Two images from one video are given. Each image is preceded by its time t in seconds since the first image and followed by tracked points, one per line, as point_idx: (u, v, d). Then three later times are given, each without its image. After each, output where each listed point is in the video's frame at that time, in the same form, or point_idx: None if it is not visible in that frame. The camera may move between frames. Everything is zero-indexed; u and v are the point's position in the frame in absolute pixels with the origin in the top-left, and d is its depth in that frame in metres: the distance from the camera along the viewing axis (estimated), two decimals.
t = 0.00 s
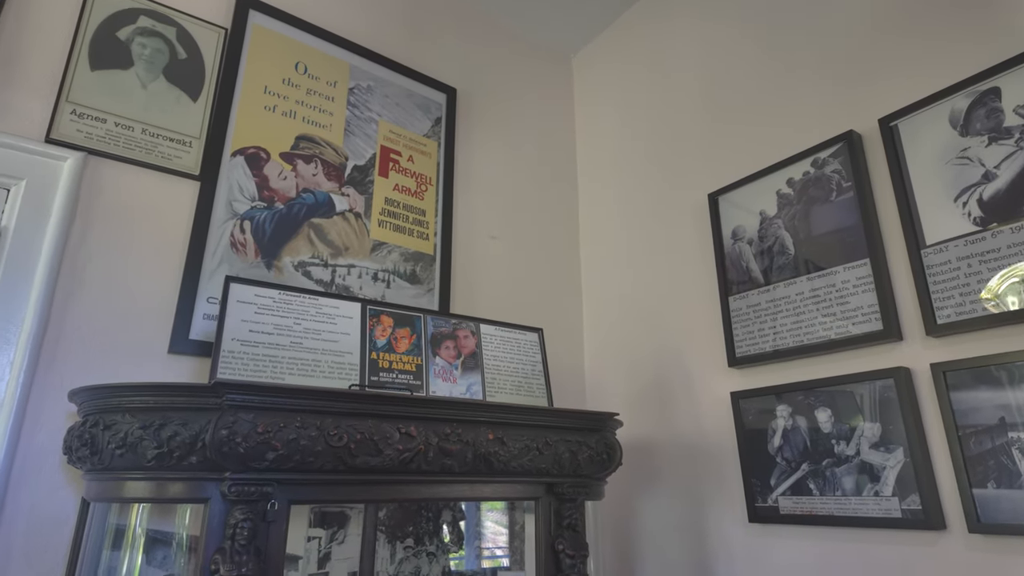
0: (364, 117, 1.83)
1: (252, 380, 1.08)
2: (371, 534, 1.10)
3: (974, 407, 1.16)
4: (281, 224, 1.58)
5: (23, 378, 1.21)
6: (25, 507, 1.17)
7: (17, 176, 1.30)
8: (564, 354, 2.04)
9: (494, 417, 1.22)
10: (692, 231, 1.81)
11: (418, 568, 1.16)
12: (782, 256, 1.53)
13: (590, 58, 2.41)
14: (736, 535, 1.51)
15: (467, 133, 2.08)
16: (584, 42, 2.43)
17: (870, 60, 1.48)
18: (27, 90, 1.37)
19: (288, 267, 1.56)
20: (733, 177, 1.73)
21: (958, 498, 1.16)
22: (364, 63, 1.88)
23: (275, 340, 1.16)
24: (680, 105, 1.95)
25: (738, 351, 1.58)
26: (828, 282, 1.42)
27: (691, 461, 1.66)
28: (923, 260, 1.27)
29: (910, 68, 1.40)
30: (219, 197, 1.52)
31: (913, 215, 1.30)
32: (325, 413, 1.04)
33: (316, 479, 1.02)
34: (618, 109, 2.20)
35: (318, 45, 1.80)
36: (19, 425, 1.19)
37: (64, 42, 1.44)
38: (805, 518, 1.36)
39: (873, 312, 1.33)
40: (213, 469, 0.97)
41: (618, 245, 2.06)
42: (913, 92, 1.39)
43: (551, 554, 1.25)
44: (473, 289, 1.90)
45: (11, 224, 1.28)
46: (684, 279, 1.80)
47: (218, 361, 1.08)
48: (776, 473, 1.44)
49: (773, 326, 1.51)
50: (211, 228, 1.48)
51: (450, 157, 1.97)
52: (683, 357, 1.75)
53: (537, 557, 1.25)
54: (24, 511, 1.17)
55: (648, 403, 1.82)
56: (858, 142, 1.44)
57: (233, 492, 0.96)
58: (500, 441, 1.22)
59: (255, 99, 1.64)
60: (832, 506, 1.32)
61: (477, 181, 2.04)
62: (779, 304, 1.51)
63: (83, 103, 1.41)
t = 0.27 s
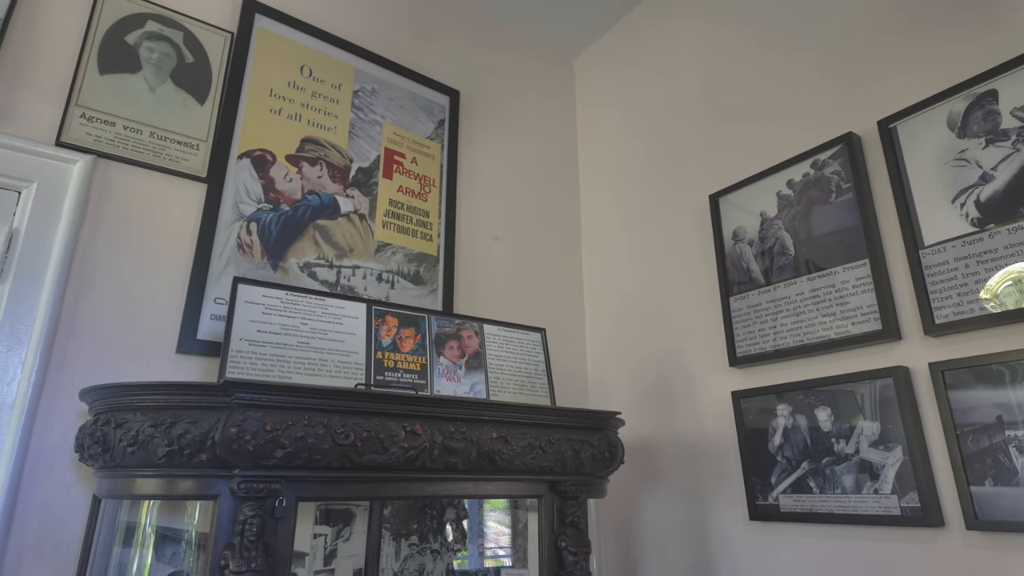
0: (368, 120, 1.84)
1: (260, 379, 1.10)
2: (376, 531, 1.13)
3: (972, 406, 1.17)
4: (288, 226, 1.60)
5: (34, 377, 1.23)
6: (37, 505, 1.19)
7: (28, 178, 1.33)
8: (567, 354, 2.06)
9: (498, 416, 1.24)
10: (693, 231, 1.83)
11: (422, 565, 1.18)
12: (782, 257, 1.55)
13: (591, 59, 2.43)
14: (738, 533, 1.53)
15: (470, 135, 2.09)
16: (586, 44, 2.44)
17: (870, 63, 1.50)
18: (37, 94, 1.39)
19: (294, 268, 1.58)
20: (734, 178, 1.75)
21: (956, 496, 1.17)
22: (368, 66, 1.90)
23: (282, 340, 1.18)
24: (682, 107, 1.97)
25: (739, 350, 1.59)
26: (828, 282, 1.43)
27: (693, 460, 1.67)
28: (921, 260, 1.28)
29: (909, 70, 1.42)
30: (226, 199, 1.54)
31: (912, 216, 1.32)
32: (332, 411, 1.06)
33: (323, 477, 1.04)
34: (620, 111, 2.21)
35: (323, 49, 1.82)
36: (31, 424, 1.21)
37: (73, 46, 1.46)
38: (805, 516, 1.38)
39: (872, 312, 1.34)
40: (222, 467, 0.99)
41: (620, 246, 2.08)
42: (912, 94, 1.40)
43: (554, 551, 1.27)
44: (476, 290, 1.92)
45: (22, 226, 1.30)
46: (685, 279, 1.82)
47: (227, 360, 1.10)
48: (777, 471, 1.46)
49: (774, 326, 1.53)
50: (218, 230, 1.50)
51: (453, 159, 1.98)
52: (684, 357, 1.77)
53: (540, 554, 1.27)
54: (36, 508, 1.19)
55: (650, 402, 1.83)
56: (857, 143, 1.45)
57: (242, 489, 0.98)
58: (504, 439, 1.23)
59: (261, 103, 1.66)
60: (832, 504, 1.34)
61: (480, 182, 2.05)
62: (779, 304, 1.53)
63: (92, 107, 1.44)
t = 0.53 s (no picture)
0: (375, 119, 1.85)
1: (271, 376, 1.11)
2: (385, 528, 1.14)
3: (981, 402, 1.17)
4: (296, 224, 1.61)
5: (46, 374, 1.24)
6: (49, 501, 1.20)
7: (39, 177, 1.34)
8: (573, 352, 2.06)
9: (506, 412, 1.24)
10: (700, 229, 1.83)
11: (430, 562, 1.19)
12: (789, 254, 1.55)
13: (596, 58, 2.43)
14: (745, 529, 1.53)
15: (476, 133, 2.10)
16: (591, 43, 2.45)
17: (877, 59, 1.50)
18: (48, 93, 1.40)
19: (302, 266, 1.59)
20: (740, 176, 1.75)
21: (965, 492, 1.17)
22: (374, 66, 1.90)
23: (292, 337, 1.18)
24: (688, 105, 1.97)
25: (746, 347, 1.59)
26: (835, 279, 1.44)
27: (700, 457, 1.67)
28: (929, 256, 1.28)
29: (916, 66, 1.42)
30: (234, 198, 1.55)
31: (920, 212, 1.32)
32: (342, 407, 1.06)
33: (333, 472, 1.04)
34: (626, 109, 2.21)
35: (330, 48, 1.82)
36: (43, 421, 1.22)
37: (82, 46, 1.47)
38: (814, 512, 1.38)
39: (880, 309, 1.34)
40: (234, 462, 0.99)
41: (626, 244, 2.08)
42: (919, 91, 1.40)
43: (562, 548, 1.27)
44: (482, 288, 1.92)
45: (33, 225, 1.31)
46: (692, 277, 1.82)
47: (237, 357, 1.11)
48: (785, 468, 1.46)
49: (781, 323, 1.53)
50: (227, 228, 1.51)
51: (459, 157, 1.99)
52: (691, 355, 1.77)
53: (548, 550, 1.27)
54: (48, 504, 1.20)
55: (657, 399, 1.84)
56: (864, 140, 1.45)
57: (253, 484, 0.98)
58: (512, 435, 1.24)
59: (269, 102, 1.67)
60: (841, 501, 1.34)
61: (486, 181, 2.06)
62: (787, 301, 1.53)
63: (102, 106, 1.45)
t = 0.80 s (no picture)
0: (386, 118, 1.86)
1: (288, 373, 1.12)
2: (400, 525, 1.14)
3: (999, 398, 1.16)
4: (309, 223, 1.62)
5: (66, 373, 1.25)
6: (70, 498, 1.22)
7: (58, 179, 1.35)
8: (585, 350, 2.06)
9: (520, 409, 1.25)
10: (712, 227, 1.82)
11: (445, 559, 1.19)
12: (803, 250, 1.54)
13: (606, 56, 2.43)
14: (760, 527, 1.52)
15: (486, 132, 2.10)
16: (601, 41, 2.44)
17: (890, 54, 1.49)
18: (66, 95, 1.42)
19: (316, 265, 1.60)
20: (752, 173, 1.74)
21: (983, 489, 1.16)
22: (385, 66, 1.91)
23: (308, 335, 1.19)
24: (698, 102, 1.96)
25: (760, 345, 1.59)
26: (849, 276, 1.43)
27: (714, 455, 1.67)
28: (946, 252, 1.28)
29: (931, 61, 1.41)
30: (249, 198, 1.56)
31: (936, 208, 1.31)
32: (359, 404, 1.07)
33: (350, 468, 1.05)
34: (636, 107, 2.21)
35: (341, 48, 1.83)
36: (64, 418, 1.24)
37: (99, 48, 1.48)
38: (829, 510, 1.37)
39: (895, 305, 1.33)
40: (253, 459, 1.00)
41: (637, 242, 2.08)
42: (934, 86, 1.39)
43: (577, 545, 1.27)
44: (494, 286, 1.93)
45: (53, 225, 1.33)
46: (704, 274, 1.81)
47: (255, 355, 1.12)
48: (799, 466, 1.45)
49: (795, 320, 1.52)
50: (242, 228, 1.53)
51: (470, 156, 1.99)
52: (704, 352, 1.76)
53: (562, 547, 1.27)
54: (69, 501, 1.22)
55: (670, 397, 1.83)
56: (878, 135, 1.45)
57: (272, 480, 0.99)
58: (526, 433, 1.24)
59: (282, 102, 1.68)
60: (857, 498, 1.33)
61: (497, 180, 2.06)
62: (801, 298, 1.52)
63: (119, 108, 1.46)
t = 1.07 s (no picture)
0: (400, 119, 1.87)
1: (306, 373, 1.13)
2: (416, 523, 1.14)
3: (1021, 396, 1.15)
4: (325, 224, 1.63)
5: (88, 373, 1.27)
6: (93, 496, 1.24)
7: (79, 182, 1.37)
8: (598, 349, 2.06)
9: (536, 408, 1.25)
10: (726, 225, 1.81)
11: (461, 558, 1.19)
12: (819, 248, 1.53)
13: (618, 55, 2.42)
14: (777, 526, 1.51)
15: (499, 132, 2.11)
16: (612, 40, 2.44)
17: (907, 49, 1.47)
18: (86, 100, 1.44)
19: (332, 265, 1.61)
20: (767, 170, 1.73)
21: (1005, 488, 1.15)
22: (398, 67, 1.92)
23: (325, 334, 1.20)
24: (712, 100, 1.95)
25: (776, 343, 1.58)
26: (866, 273, 1.42)
27: (730, 454, 1.66)
28: (965, 248, 1.26)
29: (949, 56, 1.39)
30: (265, 199, 1.58)
31: (954, 204, 1.30)
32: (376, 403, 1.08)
33: (368, 467, 1.06)
34: (648, 106, 2.21)
35: (355, 50, 1.85)
36: (86, 418, 1.26)
37: (118, 53, 1.50)
38: (847, 509, 1.36)
39: (913, 302, 1.32)
40: (272, 457, 1.01)
41: (650, 241, 2.07)
42: (952, 81, 1.38)
43: (593, 544, 1.27)
44: (507, 286, 1.93)
45: (74, 228, 1.35)
46: (718, 273, 1.80)
47: (273, 354, 1.13)
48: (817, 465, 1.44)
49: (811, 318, 1.51)
50: (258, 230, 1.54)
51: (483, 156, 2.00)
52: (719, 351, 1.75)
53: (578, 546, 1.27)
54: (92, 500, 1.23)
55: (685, 396, 1.83)
56: (895, 131, 1.43)
57: (291, 478, 1.00)
58: (542, 431, 1.24)
59: (297, 104, 1.70)
60: (875, 497, 1.32)
61: (509, 180, 2.07)
62: (817, 296, 1.51)
63: (137, 112, 1.48)
